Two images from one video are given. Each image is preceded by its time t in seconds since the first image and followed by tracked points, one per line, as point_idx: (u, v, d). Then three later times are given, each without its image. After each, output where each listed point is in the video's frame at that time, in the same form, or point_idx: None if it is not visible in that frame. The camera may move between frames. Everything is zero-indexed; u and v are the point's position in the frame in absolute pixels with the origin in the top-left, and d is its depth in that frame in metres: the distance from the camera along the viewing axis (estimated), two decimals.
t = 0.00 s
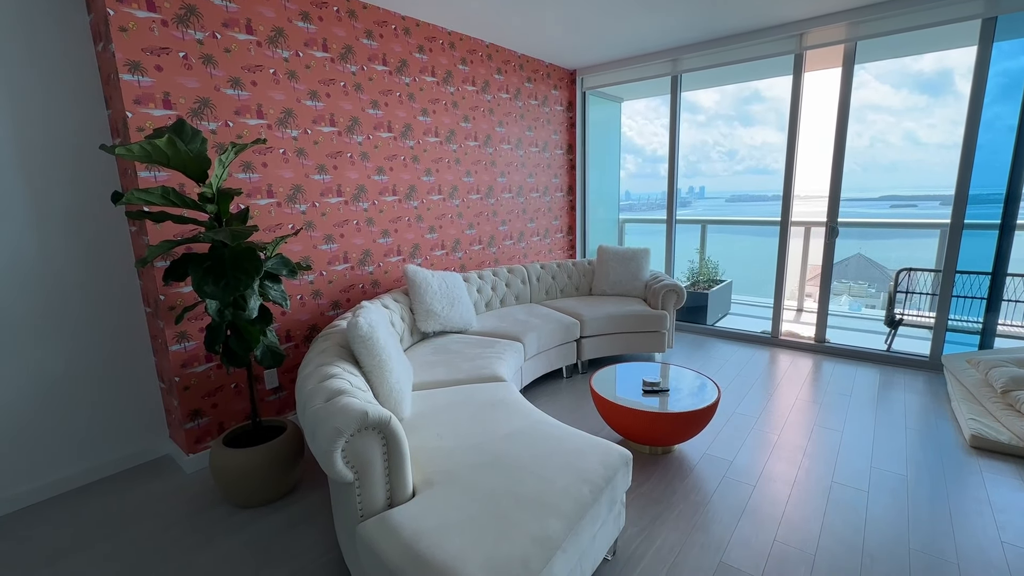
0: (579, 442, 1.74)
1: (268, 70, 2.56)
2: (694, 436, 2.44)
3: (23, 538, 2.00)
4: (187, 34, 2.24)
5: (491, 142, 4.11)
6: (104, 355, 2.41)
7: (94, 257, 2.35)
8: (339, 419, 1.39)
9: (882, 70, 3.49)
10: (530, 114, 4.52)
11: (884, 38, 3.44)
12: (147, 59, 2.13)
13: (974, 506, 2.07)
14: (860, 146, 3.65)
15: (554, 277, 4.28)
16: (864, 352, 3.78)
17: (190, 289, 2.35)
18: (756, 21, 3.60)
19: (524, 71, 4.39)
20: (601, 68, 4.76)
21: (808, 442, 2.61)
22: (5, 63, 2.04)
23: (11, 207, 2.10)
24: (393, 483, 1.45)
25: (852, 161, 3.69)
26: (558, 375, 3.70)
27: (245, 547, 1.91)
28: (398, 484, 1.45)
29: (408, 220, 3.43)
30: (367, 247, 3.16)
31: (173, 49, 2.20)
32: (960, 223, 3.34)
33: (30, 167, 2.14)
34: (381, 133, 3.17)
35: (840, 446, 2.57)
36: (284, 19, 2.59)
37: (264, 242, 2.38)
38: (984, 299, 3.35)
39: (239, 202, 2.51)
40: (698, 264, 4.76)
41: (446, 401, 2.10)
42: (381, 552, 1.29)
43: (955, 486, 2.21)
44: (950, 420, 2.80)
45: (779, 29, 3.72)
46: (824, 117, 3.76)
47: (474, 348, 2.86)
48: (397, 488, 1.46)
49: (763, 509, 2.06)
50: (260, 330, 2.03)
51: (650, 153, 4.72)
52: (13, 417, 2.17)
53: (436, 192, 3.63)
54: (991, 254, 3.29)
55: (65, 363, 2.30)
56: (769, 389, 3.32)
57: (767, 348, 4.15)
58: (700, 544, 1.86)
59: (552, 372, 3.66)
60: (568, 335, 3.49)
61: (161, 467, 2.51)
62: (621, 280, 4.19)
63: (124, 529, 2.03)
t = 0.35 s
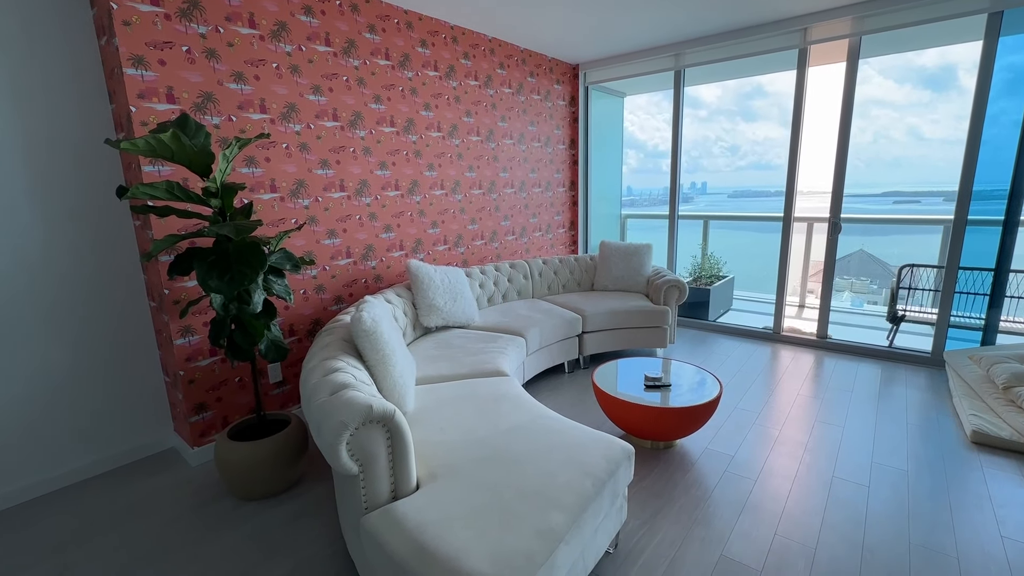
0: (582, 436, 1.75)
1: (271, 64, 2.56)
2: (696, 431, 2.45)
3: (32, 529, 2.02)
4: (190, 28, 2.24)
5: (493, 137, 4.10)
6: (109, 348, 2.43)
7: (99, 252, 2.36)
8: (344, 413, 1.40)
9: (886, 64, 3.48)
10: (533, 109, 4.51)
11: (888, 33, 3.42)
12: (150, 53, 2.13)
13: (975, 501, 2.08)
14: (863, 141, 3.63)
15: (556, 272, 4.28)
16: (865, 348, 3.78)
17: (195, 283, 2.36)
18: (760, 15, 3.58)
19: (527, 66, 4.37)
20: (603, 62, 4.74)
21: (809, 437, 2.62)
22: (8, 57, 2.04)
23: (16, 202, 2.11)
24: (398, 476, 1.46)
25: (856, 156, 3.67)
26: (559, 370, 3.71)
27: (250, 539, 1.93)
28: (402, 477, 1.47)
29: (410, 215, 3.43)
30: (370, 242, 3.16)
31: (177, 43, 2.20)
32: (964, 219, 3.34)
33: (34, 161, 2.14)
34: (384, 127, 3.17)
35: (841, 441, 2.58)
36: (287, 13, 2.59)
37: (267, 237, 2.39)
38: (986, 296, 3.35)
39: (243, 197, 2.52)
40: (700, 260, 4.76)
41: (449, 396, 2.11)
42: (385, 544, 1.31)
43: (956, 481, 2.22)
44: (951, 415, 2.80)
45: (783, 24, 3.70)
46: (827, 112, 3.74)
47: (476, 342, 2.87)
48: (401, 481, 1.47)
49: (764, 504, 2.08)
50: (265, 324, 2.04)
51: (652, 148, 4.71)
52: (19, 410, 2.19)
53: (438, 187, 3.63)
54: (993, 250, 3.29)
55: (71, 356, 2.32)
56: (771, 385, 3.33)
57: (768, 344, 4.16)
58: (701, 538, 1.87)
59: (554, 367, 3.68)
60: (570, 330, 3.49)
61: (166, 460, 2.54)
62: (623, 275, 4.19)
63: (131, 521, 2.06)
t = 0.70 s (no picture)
0: (586, 427, 1.78)
1: (277, 58, 2.57)
2: (698, 423, 2.48)
3: (46, 517, 2.06)
4: (196, 22, 2.24)
5: (497, 131, 4.11)
6: (119, 340, 2.46)
7: (108, 245, 2.38)
8: (353, 402, 1.43)
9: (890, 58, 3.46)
10: (536, 103, 4.51)
11: (892, 26, 3.41)
12: (158, 47, 2.14)
13: (973, 493, 2.10)
14: (867, 136, 3.62)
15: (559, 266, 4.30)
16: (867, 341, 3.80)
17: (203, 276, 2.38)
18: (764, 8, 3.56)
19: (530, 60, 4.37)
20: (606, 56, 4.73)
21: (810, 429, 2.65)
22: (18, 52, 2.06)
23: (26, 195, 2.13)
24: (406, 464, 1.49)
25: (860, 151, 3.66)
26: (562, 363, 3.73)
27: (260, 526, 1.97)
28: (410, 465, 1.50)
29: (414, 208, 3.45)
30: (374, 236, 3.19)
31: (183, 37, 2.21)
32: (967, 214, 3.34)
33: (44, 155, 2.16)
34: (388, 121, 3.18)
35: (842, 433, 2.60)
36: (292, 7, 2.59)
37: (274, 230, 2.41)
38: (988, 290, 3.36)
39: (250, 190, 2.54)
40: (703, 254, 4.77)
41: (455, 387, 2.14)
42: (394, 530, 1.34)
43: (955, 473, 2.24)
44: (952, 408, 2.83)
45: (787, 17, 3.69)
46: (831, 107, 3.74)
47: (480, 335, 2.90)
48: (409, 469, 1.50)
49: (765, 494, 2.11)
50: (273, 316, 2.06)
51: (655, 142, 4.71)
52: (31, 401, 2.22)
53: (442, 181, 3.64)
54: (996, 244, 3.30)
55: (82, 348, 2.35)
56: (772, 378, 3.35)
57: (770, 338, 4.18)
58: (702, 527, 1.90)
59: (557, 360, 3.70)
60: (572, 323, 3.52)
61: (176, 449, 2.58)
62: (625, 269, 4.20)
63: (143, 509, 2.10)
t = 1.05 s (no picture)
0: (584, 414, 1.82)
1: (281, 52, 2.59)
2: (696, 412, 2.53)
3: (60, 501, 2.12)
4: (202, 16, 2.27)
5: (499, 125, 4.13)
6: (128, 330, 2.51)
7: (116, 237, 2.42)
8: (358, 388, 1.47)
9: (895, 50, 3.47)
10: (538, 96, 4.52)
11: (895, 18, 3.41)
12: (164, 41, 2.18)
13: (965, 480, 2.15)
14: (872, 128, 3.63)
15: (561, 259, 4.33)
16: (866, 333, 3.83)
17: (209, 267, 2.43)
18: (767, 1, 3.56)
19: (532, 53, 4.37)
20: (609, 49, 4.73)
21: (806, 419, 2.69)
22: (27, 47, 2.09)
23: (36, 188, 2.17)
24: (409, 449, 1.54)
25: (862, 143, 3.67)
26: (563, 354, 3.78)
27: (267, 511, 2.02)
28: (413, 450, 1.54)
29: (417, 201, 3.48)
30: (378, 228, 3.23)
31: (189, 32, 2.24)
32: (966, 207, 3.35)
33: (53, 148, 2.20)
34: (391, 115, 3.21)
35: (838, 423, 2.64)
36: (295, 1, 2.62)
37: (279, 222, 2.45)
38: (987, 283, 3.38)
39: (255, 183, 2.58)
40: (705, 247, 4.81)
41: (457, 376, 2.19)
42: (398, 511, 1.39)
43: (948, 461, 2.28)
44: (948, 399, 2.86)
45: (789, 10, 3.69)
46: (833, 99, 3.75)
47: (482, 326, 2.95)
48: (412, 453, 1.54)
49: (760, 481, 2.15)
50: (279, 307, 2.11)
51: (658, 135, 4.72)
52: (43, 390, 2.27)
53: (444, 174, 3.67)
54: (996, 237, 3.31)
55: (91, 338, 2.40)
56: (771, 370, 3.39)
57: (770, 330, 4.21)
58: (698, 512, 1.95)
59: (558, 351, 3.75)
60: (573, 315, 3.56)
61: (184, 437, 2.64)
62: (626, 262, 4.24)
63: (153, 494, 2.15)
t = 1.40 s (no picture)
0: (573, 399, 1.90)
1: (281, 49, 2.66)
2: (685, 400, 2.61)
3: (73, 482, 2.22)
4: (205, 15, 2.34)
5: (496, 120, 4.19)
6: (135, 320, 2.59)
7: (124, 229, 2.51)
8: (356, 372, 1.56)
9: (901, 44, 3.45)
10: (536, 92, 4.57)
11: (888, 15, 3.45)
12: (169, 40, 2.25)
13: (942, 465, 2.22)
14: (876, 122, 3.60)
15: (557, 252, 4.41)
16: (856, 326, 3.90)
17: (214, 259, 2.51)
18: None
19: (530, 48, 4.42)
20: (607, 44, 4.76)
21: (793, 407, 2.77)
22: (37, 46, 2.16)
23: (47, 182, 2.25)
24: (405, 430, 1.62)
25: (854, 139, 3.73)
26: (558, 345, 3.87)
27: (270, 491, 2.12)
28: (408, 431, 1.63)
29: (416, 195, 3.56)
30: (377, 221, 3.30)
31: (193, 30, 2.31)
32: (954, 202, 3.42)
33: (63, 144, 2.28)
34: (390, 111, 3.28)
35: (823, 411, 2.73)
36: None
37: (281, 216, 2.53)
38: (974, 276, 3.45)
39: (258, 178, 2.66)
40: (701, 241, 4.91)
41: (452, 364, 2.27)
42: (394, 487, 1.48)
43: (927, 447, 2.36)
44: (932, 389, 2.94)
45: (783, 6, 3.74)
46: (826, 95, 3.80)
47: (478, 317, 3.03)
48: (407, 434, 1.63)
49: (744, 465, 2.24)
50: (281, 297, 2.19)
51: (656, 130, 4.76)
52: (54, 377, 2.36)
53: (442, 168, 3.74)
54: (983, 232, 3.38)
55: (101, 327, 2.48)
56: (761, 361, 3.47)
57: (763, 323, 4.28)
58: (682, 494, 2.04)
59: (554, 343, 3.83)
60: (568, 307, 3.64)
61: (190, 424, 2.73)
62: (622, 255, 4.31)
63: (162, 476, 2.25)
